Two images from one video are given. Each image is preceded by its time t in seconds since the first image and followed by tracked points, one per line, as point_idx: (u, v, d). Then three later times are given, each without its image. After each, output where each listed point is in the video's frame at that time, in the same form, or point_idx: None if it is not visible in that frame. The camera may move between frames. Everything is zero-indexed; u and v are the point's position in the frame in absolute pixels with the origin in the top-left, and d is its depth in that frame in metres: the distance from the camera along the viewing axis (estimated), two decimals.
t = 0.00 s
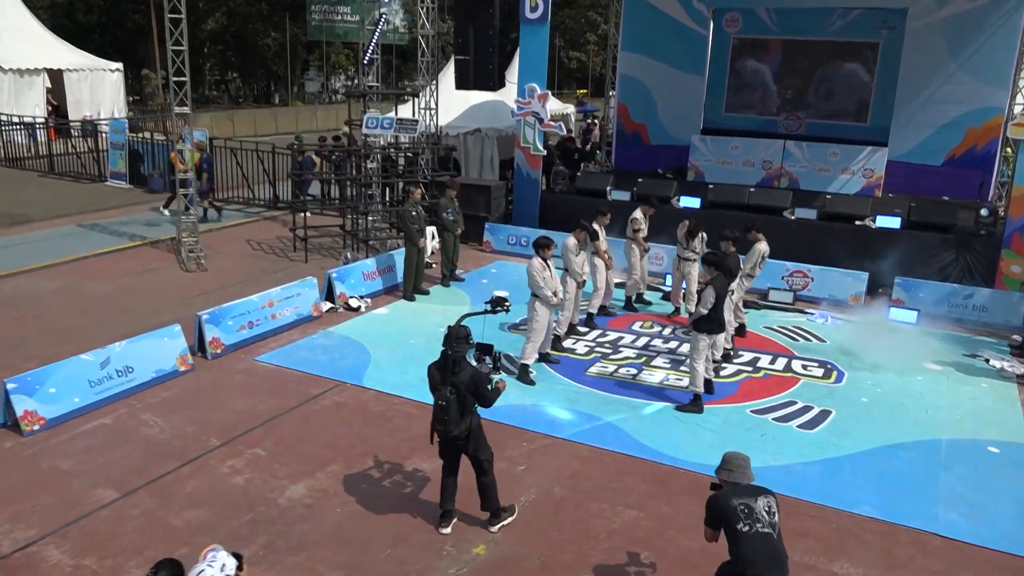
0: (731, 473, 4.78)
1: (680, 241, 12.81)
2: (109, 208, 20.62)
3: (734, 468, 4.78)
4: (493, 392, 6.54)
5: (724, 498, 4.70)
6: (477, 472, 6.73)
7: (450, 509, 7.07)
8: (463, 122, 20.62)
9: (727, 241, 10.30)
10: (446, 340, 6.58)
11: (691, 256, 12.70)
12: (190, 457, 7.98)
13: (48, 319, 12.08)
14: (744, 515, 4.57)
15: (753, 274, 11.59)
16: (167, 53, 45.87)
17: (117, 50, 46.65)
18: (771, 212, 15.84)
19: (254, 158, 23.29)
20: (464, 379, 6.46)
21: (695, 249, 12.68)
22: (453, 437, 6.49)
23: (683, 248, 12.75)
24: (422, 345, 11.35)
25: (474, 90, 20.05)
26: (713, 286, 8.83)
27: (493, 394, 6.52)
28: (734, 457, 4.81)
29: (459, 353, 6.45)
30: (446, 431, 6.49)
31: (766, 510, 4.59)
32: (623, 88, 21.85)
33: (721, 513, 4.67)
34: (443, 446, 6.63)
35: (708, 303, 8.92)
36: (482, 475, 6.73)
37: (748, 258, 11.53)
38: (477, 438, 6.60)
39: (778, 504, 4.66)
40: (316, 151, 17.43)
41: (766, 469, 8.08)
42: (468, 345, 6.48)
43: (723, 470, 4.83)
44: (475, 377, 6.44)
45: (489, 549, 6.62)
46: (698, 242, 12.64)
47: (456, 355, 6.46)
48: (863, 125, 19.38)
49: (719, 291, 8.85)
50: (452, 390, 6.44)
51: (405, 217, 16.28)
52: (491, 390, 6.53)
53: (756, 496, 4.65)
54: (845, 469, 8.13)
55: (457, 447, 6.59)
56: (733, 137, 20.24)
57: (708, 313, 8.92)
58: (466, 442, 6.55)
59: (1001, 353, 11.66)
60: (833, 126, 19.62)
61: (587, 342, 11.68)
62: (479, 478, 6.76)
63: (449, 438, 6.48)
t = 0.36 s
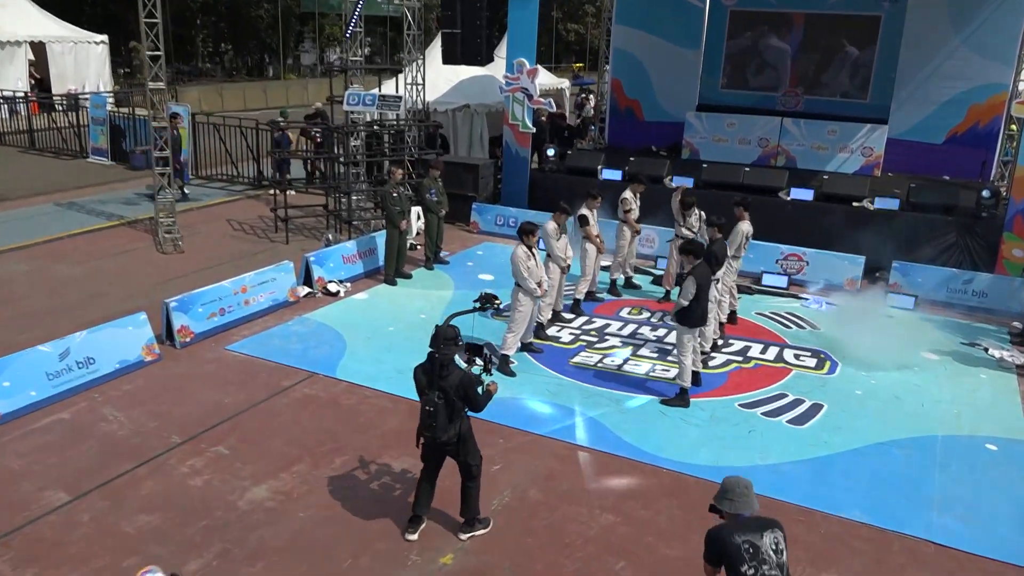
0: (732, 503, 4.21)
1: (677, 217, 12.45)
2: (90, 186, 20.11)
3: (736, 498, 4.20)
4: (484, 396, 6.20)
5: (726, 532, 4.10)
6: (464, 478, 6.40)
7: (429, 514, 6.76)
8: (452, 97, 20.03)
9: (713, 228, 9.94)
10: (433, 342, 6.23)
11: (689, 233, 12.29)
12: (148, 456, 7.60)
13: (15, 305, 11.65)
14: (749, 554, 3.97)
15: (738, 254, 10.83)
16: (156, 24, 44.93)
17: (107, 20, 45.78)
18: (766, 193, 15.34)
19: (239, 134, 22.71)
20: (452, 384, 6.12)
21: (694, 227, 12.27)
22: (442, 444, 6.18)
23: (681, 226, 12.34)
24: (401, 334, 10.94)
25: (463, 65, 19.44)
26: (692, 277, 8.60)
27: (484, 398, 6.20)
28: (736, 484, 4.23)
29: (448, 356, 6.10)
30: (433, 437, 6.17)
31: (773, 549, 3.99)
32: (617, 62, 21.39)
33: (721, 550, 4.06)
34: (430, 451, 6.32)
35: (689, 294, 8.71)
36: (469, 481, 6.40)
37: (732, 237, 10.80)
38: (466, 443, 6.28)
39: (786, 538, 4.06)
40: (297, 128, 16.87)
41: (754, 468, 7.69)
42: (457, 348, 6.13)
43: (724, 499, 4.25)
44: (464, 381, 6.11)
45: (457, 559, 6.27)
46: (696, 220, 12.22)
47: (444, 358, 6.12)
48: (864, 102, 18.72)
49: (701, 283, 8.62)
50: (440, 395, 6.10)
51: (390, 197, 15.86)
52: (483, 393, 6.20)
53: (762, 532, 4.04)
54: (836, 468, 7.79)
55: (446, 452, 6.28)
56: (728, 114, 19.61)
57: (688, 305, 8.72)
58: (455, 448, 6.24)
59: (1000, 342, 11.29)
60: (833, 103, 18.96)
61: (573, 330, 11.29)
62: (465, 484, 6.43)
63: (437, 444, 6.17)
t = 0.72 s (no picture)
0: (727, 546, 3.77)
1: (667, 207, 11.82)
2: (65, 167, 19.62)
3: (731, 539, 3.77)
4: (467, 405, 5.78)
5: None
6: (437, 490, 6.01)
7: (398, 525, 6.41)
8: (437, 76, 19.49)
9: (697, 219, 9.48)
10: (412, 345, 5.80)
11: (677, 223, 11.60)
12: (99, 461, 7.26)
13: None
14: None
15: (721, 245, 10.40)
16: None
17: None
18: (757, 177, 14.91)
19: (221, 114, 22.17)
20: (432, 393, 5.70)
21: (684, 216, 11.54)
22: (420, 454, 5.80)
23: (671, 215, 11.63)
24: (373, 326, 10.57)
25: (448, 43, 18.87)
26: (671, 270, 8.22)
27: (466, 407, 5.77)
28: (729, 523, 3.81)
29: (427, 363, 5.67)
30: (412, 447, 5.78)
31: None
32: (607, 39, 20.87)
33: None
34: (408, 461, 5.94)
35: (669, 288, 8.31)
36: (441, 493, 6.01)
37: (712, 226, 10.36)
38: (446, 454, 5.89)
39: None
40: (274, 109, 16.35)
41: (733, 474, 7.35)
42: (437, 353, 5.69)
43: (717, 541, 3.81)
44: (444, 389, 5.68)
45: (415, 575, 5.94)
46: (686, 209, 11.50)
47: (422, 364, 5.68)
48: (860, 83, 18.16)
49: (681, 276, 8.25)
50: (419, 404, 5.69)
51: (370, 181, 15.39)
52: (466, 402, 5.78)
53: None
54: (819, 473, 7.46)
55: (425, 462, 5.90)
56: (721, 94, 19.11)
57: (667, 300, 8.33)
58: (434, 458, 5.86)
59: (993, 335, 10.96)
60: (827, 84, 18.40)
61: (553, 322, 10.91)
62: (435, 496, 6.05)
63: (415, 455, 5.78)
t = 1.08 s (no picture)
0: None
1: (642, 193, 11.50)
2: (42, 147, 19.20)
3: None
4: (431, 416, 5.38)
5: None
6: (397, 503, 5.64)
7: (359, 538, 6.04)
8: (423, 55, 19.00)
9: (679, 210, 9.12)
10: (374, 352, 5.43)
11: (657, 210, 11.28)
12: (46, 464, 6.93)
13: None
14: None
15: (704, 235, 10.07)
16: None
17: None
18: (747, 160, 14.49)
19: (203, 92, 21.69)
20: (393, 402, 5.31)
21: (661, 203, 11.28)
22: (381, 467, 5.41)
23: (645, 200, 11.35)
24: (345, 318, 10.22)
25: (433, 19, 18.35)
26: (648, 264, 7.88)
27: (431, 418, 5.37)
28: None
29: (390, 370, 5.30)
30: (371, 460, 5.39)
31: None
32: (598, 15, 20.30)
33: None
34: (368, 474, 5.55)
35: (646, 284, 7.97)
36: (401, 506, 5.64)
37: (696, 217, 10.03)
38: (408, 466, 5.51)
39: None
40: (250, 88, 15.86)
41: (708, 480, 7.04)
42: (401, 360, 5.32)
43: None
44: (407, 399, 5.29)
45: None
46: (663, 194, 11.25)
47: (385, 372, 5.31)
48: (858, 61, 17.68)
49: (658, 272, 7.90)
50: (379, 413, 5.30)
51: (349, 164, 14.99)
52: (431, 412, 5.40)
53: None
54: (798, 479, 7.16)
55: (386, 475, 5.51)
56: (714, 73, 18.68)
57: (643, 296, 8.00)
58: (396, 471, 5.48)
59: (986, 327, 10.63)
60: (822, 62, 17.93)
61: (531, 314, 10.55)
62: (395, 509, 5.69)
63: (375, 467, 5.39)
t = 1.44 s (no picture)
0: None
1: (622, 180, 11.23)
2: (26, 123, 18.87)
3: None
4: (386, 430, 4.93)
5: None
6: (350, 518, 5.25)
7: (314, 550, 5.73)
8: (413, 31, 18.52)
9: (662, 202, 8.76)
10: (325, 360, 4.94)
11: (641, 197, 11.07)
12: None
13: None
14: None
15: (689, 226, 9.75)
16: None
17: None
18: (743, 144, 14.06)
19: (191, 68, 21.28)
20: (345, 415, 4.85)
21: (643, 190, 11.11)
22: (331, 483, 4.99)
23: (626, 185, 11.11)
24: (319, 310, 9.92)
25: None
26: (625, 261, 7.54)
27: (386, 432, 4.92)
28: None
29: (341, 382, 4.83)
30: (321, 475, 4.96)
31: None
32: None
33: None
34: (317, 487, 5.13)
35: (623, 281, 7.63)
36: (354, 521, 5.26)
37: (682, 207, 9.68)
38: (360, 480, 5.09)
39: None
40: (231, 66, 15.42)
41: (681, 489, 6.80)
42: (354, 371, 4.84)
43: None
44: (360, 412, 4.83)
45: None
46: (644, 180, 11.05)
47: (336, 383, 4.83)
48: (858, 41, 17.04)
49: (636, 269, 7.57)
50: (330, 427, 4.85)
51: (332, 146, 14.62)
52: (386, 426, 4.94)
53: None
54: (778, 487, 6.86)
55: (337, 490, 5.09)
56: (713, 51, 18.23)
57: (621, 293, 7.66)
58: (348, 485, 5.05)
59: (982, 322, 10.28)
60: (822, 42, 17.35)
61: (511, 305, 10.24)
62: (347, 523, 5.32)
63: (324, 482, 4.96)
